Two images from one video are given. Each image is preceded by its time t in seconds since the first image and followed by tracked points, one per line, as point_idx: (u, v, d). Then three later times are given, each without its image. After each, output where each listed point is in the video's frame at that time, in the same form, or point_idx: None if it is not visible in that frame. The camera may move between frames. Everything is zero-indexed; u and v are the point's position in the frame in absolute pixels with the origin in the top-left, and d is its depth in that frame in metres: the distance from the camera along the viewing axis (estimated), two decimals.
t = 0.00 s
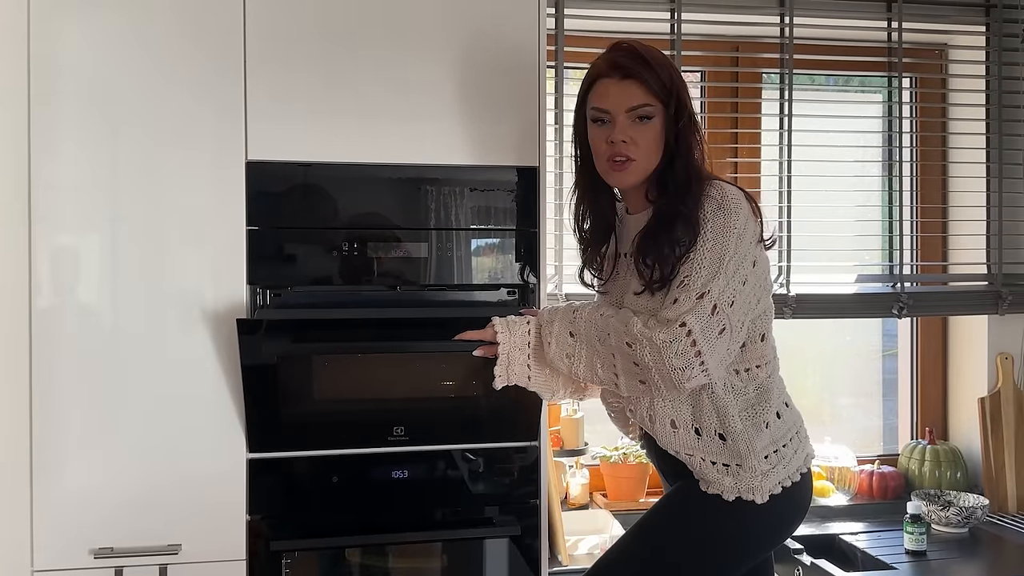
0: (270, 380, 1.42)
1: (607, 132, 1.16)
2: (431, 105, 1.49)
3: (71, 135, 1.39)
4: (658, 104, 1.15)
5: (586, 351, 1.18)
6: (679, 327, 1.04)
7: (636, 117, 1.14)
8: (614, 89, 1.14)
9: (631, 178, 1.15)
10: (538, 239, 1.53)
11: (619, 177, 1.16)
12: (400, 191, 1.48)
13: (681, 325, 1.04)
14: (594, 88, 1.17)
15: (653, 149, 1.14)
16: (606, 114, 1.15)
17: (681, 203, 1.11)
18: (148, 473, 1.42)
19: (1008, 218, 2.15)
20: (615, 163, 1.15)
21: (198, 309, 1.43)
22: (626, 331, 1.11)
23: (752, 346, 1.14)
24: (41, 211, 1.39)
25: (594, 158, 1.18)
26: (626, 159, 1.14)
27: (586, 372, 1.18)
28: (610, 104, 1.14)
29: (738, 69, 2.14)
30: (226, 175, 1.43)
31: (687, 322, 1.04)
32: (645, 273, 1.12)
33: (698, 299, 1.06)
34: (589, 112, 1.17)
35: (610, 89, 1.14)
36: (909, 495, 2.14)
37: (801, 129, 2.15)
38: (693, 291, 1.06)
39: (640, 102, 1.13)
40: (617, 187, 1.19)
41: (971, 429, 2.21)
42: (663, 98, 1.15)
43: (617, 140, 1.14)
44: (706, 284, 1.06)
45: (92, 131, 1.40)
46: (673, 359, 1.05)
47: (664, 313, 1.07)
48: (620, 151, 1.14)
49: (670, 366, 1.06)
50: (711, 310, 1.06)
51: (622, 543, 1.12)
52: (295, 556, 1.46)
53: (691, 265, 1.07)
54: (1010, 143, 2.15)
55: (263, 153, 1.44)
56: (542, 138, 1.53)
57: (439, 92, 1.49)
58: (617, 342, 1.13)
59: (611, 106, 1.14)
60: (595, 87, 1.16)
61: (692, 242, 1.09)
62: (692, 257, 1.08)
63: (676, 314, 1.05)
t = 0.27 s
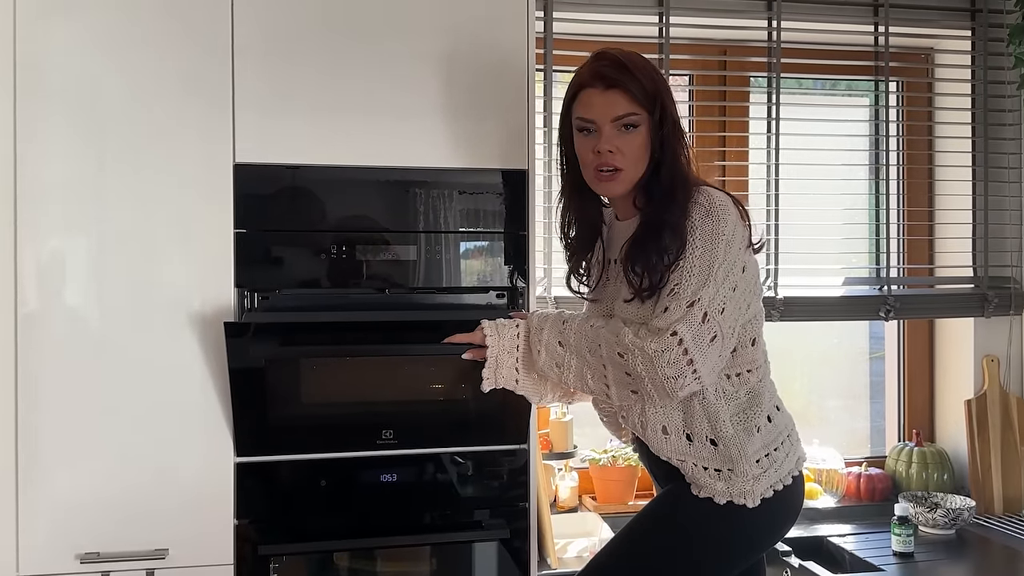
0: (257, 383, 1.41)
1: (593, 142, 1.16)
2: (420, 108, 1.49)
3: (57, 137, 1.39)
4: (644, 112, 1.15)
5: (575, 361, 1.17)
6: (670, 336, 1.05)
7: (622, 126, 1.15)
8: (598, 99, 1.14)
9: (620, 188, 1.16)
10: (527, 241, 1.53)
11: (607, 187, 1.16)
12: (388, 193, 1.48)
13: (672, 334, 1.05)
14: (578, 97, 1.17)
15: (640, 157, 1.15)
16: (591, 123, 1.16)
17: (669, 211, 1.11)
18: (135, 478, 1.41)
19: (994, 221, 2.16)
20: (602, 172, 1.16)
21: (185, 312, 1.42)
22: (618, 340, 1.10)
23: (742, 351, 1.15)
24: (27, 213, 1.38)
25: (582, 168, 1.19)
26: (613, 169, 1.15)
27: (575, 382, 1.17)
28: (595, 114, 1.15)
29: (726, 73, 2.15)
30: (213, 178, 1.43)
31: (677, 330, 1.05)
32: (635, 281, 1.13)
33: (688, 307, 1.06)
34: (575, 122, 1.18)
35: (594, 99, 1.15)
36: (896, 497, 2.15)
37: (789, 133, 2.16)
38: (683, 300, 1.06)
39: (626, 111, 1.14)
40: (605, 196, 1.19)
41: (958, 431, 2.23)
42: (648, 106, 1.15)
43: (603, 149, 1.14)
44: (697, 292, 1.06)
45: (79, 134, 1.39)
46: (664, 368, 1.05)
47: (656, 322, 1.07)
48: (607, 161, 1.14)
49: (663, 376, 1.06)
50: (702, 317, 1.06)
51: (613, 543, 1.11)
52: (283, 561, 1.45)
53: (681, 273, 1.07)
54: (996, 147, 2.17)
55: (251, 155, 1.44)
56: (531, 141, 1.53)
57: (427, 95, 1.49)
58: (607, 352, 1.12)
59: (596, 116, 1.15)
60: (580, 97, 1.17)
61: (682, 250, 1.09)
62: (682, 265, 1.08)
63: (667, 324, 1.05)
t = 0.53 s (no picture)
0: (244, 388, 1.41)
1: (585, 144, 1.16)
2: (407, 111, 1.49)
3: (41, 141, 1.38)
4: (636, 115, 1.15)
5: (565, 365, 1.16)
6: (663, 338, 1.06)
7: (613, 129, 1.15)
8: (590, 102, 1.15)
9: (612, 190, 1.16)
10: (515, 245, 1.54)
11: (599, 190, 1.17)
12: (375, 197, 1.48)
13: (664, 336, 1.06)
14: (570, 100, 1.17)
15: (631, 160, 1.15)
16: (583, 126, 1.16)
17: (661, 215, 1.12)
18: (120, 483, 1.40)
19: (977, 225, 2.18)
20: (594, 175, 1.16)
21: (171, 316, 1.41)
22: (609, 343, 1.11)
23: (734, 353, 1.16)
24: (11, 217, 1.37)
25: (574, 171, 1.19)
26: (605, 172, 1.15)
27: (565, 388, 1.17)
28: (587, 117, 1.15)
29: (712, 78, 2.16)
30: (199, 181, 1.42)
31: (669, 333, 1.06)
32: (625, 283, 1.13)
33: (680, 310, 1.07)
34: (567, 125, 1.18)
35: (586, 102, 1.15)
36: (881, 499, 2.16)
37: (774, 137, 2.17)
38: (675, 302, 1.07)
39: (617, 114, 1.14)
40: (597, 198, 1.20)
41: (942, 433, 2.24)
42: (640, 110, 1.15)
43: (595, 152, 1.15)
44: (689, 294, 1.07)
45: (63, 137, 1.38)
46: (657, 370, 1.06)
47: (647, 325, 1.08)
48: (599, 164, 1.15)
49: (655, 378, 1.06)
50: (694, 319, 1.07)
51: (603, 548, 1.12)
52: (270, 566, 1.45)
53: (673, 275, 1.08)
54: (979, 152, 2.19)
55: (238, 159, 1.43)
56: (518, 145, 1.54)
57: (415, 99, 1.49)
58: (599, 357, 1.12)
59: (588, 118, 1.15)
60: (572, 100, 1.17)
61: (675, 252, 1.09)
62: (674, 267, 1.09)
63: (659, 326, 1.06)
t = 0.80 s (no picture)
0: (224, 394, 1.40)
1: (573, 145, 1.17)
2: (388, 117, 1.49)
3: (18, 145, 1.36)
4: (623, 116, 1.16)
5: (569, 364, 1.07)
6: (691, 336, 1.05)
7: (600, 129, 1.15)
8: (578, 103, 1.15)
9: (599, 190, 1.16)
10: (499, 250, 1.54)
11: (585, 190, 1.17)
12: (357, 202, 1.47)
13: (692, 334, 1.05)
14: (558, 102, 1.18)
15: (619, 160, 1.15)
16: (571, 127, 1.16)
17: (652, 215, 1.13)
18: (98, 491, 1.39)
19: (955, 230, 2.20)
20: (581, 175, 1.16)
21: (150, 322, 1.40)
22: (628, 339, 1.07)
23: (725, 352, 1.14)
24: None
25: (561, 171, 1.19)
26: (592, 172, 1.15)
27: (572, 389, 1.08)
28: (574, 118, 1.15)
29: (693, 83, 2.17)
30: (179, 186, 1.41)
31: (696, 330, 1.06)
32: (618, 276, 1.13)
33: (700, 306, 1.07)
34: (555, 126, 1.18)
35: (574, 103, 1.15)
36: (862, 502, 2.18)
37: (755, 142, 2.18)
38: (694, 299, 1.07)
39: (605, 115, 1.14)
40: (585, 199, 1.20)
41: (921, 436, 2.26)
42: (628, 111, 1.16)
43: (582, 153, 1.15)
44: (705, 290, 1.08)
45: (41, 141, 1.37)
46: (688, 367, 1.05)
47: (672, 323, 1.06)
48: (586, 164, 1.15)
49: (687, 376, 1.05)
50: (713, 315, 1.08)
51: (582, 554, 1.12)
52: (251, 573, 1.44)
53: (687, 272, 1.08)
54: (957, 157, 2.21)
55: (218, 164, 1.42)
56: (501, 150, 1.54)
57: (397, 103, 1.49)
58: (620, 355, 1.06)
59: (576, 119, 1.15)
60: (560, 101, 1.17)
61: (677, 250, 1.10)
62: (687, 264, 1.09)
63: (686, 324, 1.06)
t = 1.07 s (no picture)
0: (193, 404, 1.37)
1: (546, 156, 1.16)
2: (360, 124, 1.47)
3: None
4: (595, 127, 1.15)
5: (552, 387, 1.06)
6: (672, 351, 1.06)
7: (573, 141, 1.15)
8: (550, 114, 1.14)
9: (574, 201, 1.16)
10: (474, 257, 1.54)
11: (560, 201, 1.17)
12: (328, 209, 1.46)
13: (673, 349, 1.06)
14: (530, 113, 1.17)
15: (591, 171, 1.16)
16: (544, 138, 1.16)
17: (632, 225, 1.13)
18: (62, 504, 1.36)
19: (925, 236, 2.22)
20: (556, 187, 1.16)
21: (116, 332, 1.38)
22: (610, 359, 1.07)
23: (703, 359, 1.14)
24: None
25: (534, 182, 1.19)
26: (567, 184, 1.15)
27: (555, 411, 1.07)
28: (547, 130, 1.15)
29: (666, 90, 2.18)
30: (147, 193, 1.39)
31: (677, 345, 1.06)
32: (596, 288, 1.13)
33: (680, 320, 1.08)
34: (527, 138, 1.17)
35: (546, 114, 1.14)
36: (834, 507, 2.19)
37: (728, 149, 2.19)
38: (674, 313, 1.08)
39: (577, 126, 1.14)
40: (560, 210, 1.19)
41: (892, 441, 2.28)
42: (599, 122, 1.15)
43: (555, 164, 1.14)
44: (685, 304, 1.08)
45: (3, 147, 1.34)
46: (670, 384, 1.05)
47: (654, 340, 1.07)
48: (561, 176, 1.14)
49: (669, 392, 1.06)
50: (692, 328, 1.09)
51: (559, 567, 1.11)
52: None
53: (664, 285, 1.09)
54: (926, 165, 2.23)
55: (187, 171, 1.40)
56: (474, 157, 1.54)
57: (369, 110, 1.48)
58: (602, 376, 1.05)
59: (548, 131, 1.14)
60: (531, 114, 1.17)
61: (654, 262, 1.10)
62: (665, 277, 1.10)
63: (668, 339, 1.07)
